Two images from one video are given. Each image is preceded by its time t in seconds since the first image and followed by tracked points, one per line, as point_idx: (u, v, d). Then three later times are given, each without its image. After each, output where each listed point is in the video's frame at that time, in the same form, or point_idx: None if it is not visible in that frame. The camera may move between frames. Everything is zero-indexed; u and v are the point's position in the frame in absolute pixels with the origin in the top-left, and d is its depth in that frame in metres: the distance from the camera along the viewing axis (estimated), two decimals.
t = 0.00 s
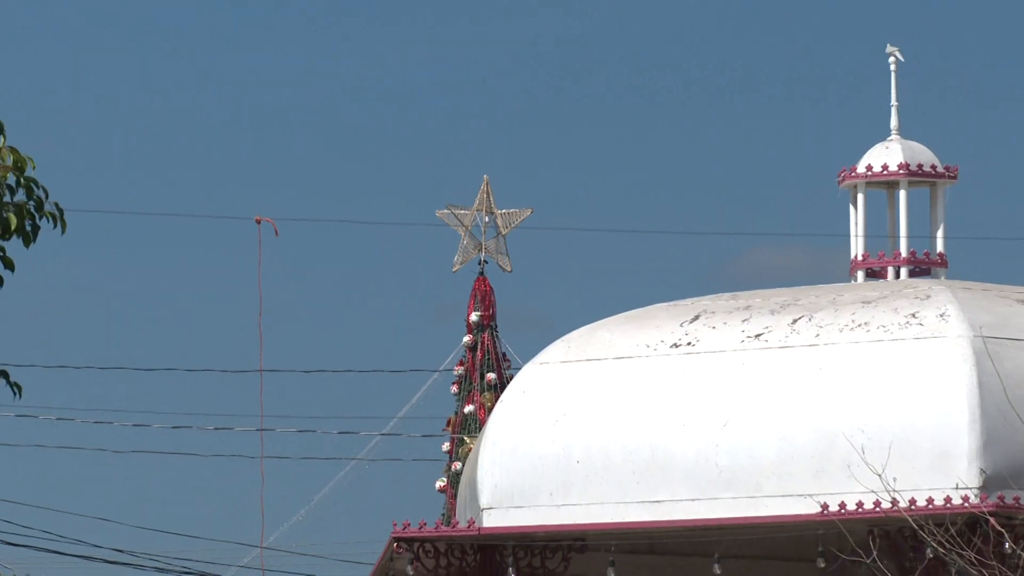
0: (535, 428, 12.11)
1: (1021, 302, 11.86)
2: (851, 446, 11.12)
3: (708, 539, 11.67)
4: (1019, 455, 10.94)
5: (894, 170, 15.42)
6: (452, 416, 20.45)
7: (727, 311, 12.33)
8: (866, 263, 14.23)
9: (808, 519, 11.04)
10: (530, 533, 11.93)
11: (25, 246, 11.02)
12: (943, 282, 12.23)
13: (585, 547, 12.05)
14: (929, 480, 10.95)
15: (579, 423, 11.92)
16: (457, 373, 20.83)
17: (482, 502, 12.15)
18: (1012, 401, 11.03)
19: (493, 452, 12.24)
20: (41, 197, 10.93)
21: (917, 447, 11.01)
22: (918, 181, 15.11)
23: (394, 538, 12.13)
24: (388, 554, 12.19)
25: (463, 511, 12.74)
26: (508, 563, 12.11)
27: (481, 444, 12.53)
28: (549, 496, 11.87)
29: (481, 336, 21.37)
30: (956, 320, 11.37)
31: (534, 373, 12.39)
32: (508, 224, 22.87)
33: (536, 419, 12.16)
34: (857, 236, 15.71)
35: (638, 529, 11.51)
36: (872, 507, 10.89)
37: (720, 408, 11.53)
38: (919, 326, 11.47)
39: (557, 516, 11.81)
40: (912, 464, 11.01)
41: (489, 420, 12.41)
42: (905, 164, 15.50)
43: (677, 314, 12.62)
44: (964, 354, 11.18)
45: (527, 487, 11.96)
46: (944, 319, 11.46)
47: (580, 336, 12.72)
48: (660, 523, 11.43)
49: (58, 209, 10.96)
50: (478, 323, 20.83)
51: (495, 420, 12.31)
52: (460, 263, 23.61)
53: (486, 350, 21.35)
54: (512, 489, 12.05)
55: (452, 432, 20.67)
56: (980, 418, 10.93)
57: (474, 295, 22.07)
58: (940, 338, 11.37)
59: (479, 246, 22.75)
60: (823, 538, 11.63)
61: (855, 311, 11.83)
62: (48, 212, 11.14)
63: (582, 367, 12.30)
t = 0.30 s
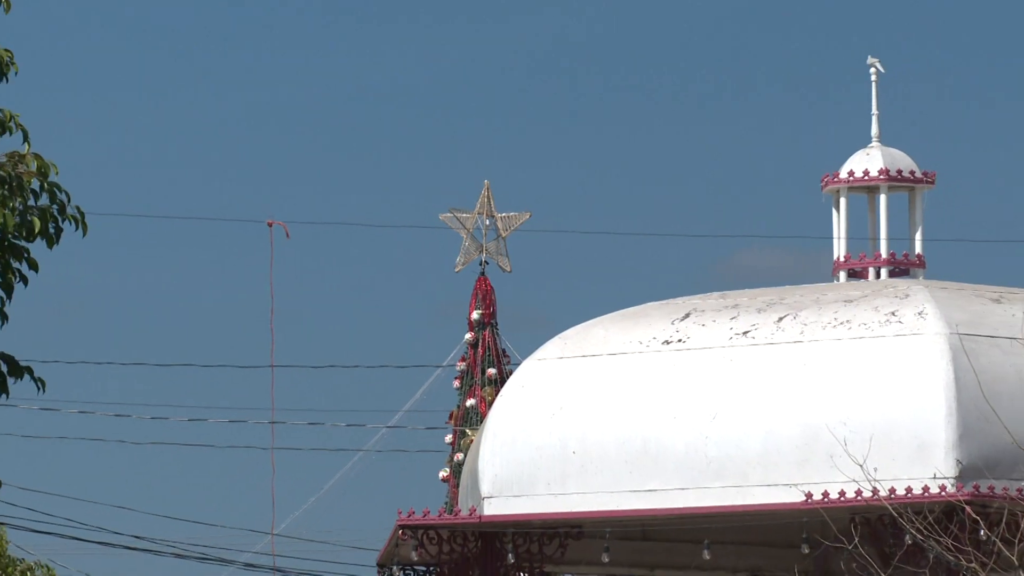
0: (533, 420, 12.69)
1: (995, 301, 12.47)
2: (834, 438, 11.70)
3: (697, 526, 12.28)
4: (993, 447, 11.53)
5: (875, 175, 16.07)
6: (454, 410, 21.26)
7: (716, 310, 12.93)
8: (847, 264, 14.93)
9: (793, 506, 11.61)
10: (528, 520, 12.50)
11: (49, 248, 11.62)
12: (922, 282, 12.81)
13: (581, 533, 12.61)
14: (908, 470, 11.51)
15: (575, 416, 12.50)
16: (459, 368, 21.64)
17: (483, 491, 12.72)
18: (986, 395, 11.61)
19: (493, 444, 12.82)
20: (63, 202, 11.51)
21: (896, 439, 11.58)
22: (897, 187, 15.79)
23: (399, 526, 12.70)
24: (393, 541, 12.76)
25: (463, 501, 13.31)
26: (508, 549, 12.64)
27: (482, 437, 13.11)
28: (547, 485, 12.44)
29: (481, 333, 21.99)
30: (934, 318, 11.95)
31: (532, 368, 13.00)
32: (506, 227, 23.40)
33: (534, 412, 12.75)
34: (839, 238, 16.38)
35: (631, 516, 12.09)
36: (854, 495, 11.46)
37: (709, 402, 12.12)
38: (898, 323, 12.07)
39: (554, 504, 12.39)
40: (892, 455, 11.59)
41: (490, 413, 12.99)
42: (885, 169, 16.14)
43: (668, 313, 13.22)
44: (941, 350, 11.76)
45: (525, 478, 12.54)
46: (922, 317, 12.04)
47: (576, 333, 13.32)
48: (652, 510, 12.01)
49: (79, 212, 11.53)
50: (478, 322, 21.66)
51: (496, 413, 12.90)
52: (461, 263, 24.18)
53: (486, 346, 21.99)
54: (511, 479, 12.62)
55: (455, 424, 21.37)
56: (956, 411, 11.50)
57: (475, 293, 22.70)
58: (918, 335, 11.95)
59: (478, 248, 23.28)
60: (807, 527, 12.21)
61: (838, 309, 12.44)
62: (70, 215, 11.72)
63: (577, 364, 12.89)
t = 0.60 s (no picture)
0: (531, 413, 13.29)
1: (971, 300, 13.07)
2: (817, 430, 12.30)
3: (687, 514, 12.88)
4: (968, 439, 12.13)
5: (856, 182, 16.73)
6: (457, 404, 21.95)
7: (705, 309, 13.55)
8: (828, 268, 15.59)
9: (778, 495, 12.20)
10: (526, 508, 13.11)
11: (70, 249, 12.21)
12: (901, 281, 13.41)
13: (576, 520, 13.20)
14: (888, 461, 12.09)
15: (571, 409, 13.10)
16: (460, 364, 22.31)
17: (483, 481, 13.30)
18: (962, 389, 12.21)
19: (492, 436, 13.43)
20: (83, 205, 12.07)
21: (877, 431, 12.17)
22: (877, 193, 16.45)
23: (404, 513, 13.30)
24: (397, 528, 13.36)
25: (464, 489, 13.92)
26: (507, 536, 13.28)
27: (482, 430, 13.72)
28: (543, 475, 13.04)
29: (481, 331, 22.57)
30: (912, 316, 12.54)
31: (531, 364, 13.60)
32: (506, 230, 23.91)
33: (532, 406, 13.36)
34: (823, 239, 17.06)
35: (624, 504, 12.68)
36: (836, 485, 12.04)
37: (699, 396, 12.72)
38: (878, 321, 12.66)
39: (550, 494, 12.99)
40: (872, 447, 12.17)
41: (490, 406, 13.60)
42: (865, 174, 16.80)
43: (660, 311, 13.82)
44: (919, 346, 12.34)
45: (524, 468, 13.14)
46: (901, 314, 12.63)
47: (572, 331, 13.94)
48: (643, 499, 12.60)
49: (98, 216, 12.10)
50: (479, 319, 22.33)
51: (496, 406, 13.50)
52: (461, 265, 24.75)
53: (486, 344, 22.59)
54: (510, 468, 13.22)
55: (456, 418, 22.02)
56: (933, 404, 12.08)
57: (475, 292, 23.27)
58: (897, 332, 12.54)
59: (478, 250, 23.81)
60: (794, 514, 12.81)
61: (821, 308, 13.05)
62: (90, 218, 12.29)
63: (573, 360, 13.50)
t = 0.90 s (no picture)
0: (530, 407, 13.92)
1: (949, 299, 13.70)
2: (802, 423, 12.92)
3: (679, 502, 13.49)
4: (946, 431, 12.75)
5: (839, 186, 17.37)
6: (460, 398, 22.57)
7: (696, 307, 14.17)
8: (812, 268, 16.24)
9: (765, 485, 12.82)
10: (525, 498, 13.73)
11: (90, 250, 12.82)
12: (883, 281, 14.02)
13: (573, 509, 13.83)
14: (869, 452, 12.71)
15: (568, 403, 13.73)
16: (463, 361, 22.93)
17: (484, 471, 13.91)
18: (940, 384, 12.83)
19: (493, 429, 14.05)
20: (102, 209, 12.70)
21: (859, 424, 12.79)
22: (860, 197, 17.09)
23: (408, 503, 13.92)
24: (403, 516, 13.98)
25: (466, 479, 14.55)
26: (507, 524, 13.92)
27: (483, 423, 14.34)
28: (541, 465, 13.67)
29: (482, 328, 23.11)
30: (893, 314, 13.17)
31: (529, 360, 14.23)
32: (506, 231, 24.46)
33: (530, 400, 13.98)
34: (808, 241, 17.68)
35: (618, 494, 13.30)
36: (820, 475, 12.66)
37: (690, 391, 13.34)
38: (861, 319, 13.28)
39: (548, 483, 13.61)
40: (855, 438, 12.80)
41: (490, 400, 14.22)
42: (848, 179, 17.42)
43: (652, 310, 14.44)
44: (899, 343, 12.96)
45: (523, 459, 13.75)
46: (882, 313, 13.25)
47: (568, 329, 14.57)
48: (637, 488, 13.22)
49: (117, 219, 12.74)
50: (480, 317, 22.97)
51: (496, 401, 14.13)
52: (463, 266, 25.32)
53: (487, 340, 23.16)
54: (510, 459, 13.84)
55: (458, 411, 22.65)
56: (913, 398, 12.70)
57: (476, 291, 23.88)
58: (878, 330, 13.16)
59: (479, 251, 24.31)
60: (781, 503, 13.43)
61: (806, 306, 13.67)
62: (110, 220, 12.91)
63: (569, 357, 14.12)
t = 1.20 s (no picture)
0: (529, 401, 14.56)
1: (928, 299, 14.33)
2: (789, 416, 13.56)
3: (672, 492, 14.13)
4: (926, 425, 13.39)
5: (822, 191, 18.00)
6: (462, 394, 23.21)
7: (688, 306, 14.81)
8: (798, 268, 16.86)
9: (754, 475, 13.46)
10: (525, 488, 14.36)
11: (110, 252, 13.44)
12: (866, 281, 14.65)
13: (571, 499, 14.47)
14: (853, 445, 13.35)
15: (565, 397, 14.36)
16: (464, 358, 23.57)
17: (485, 463, 14.55)
18: (920, 380, 13.47)
19: (494, 422, 14.68)
20: (121, 213, 13.34)
21: (843, 417, 13.43)
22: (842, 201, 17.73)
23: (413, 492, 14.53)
24: (408, 505, 14.61)
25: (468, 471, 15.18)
26: (508, 512, 14.55)
27: (484, 417, 14.98)
28: (540, 457, 14.30)
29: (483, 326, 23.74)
30: (875, 313, 13.81)
31: (528, 356, 14.86)
32: (506, 235, 25.04)
33: (530, 394, 14.62)
34: (794, 244, 18.29)
35: (614, 484, 13.94)
36: (806, 466, 13.30)
37: (682, 386, 13.98)
38: (844, 317, 13.91)
39: (547, 474, 14.24)
40: (839, 431, 13.44)
41: (491, 395, 14.86)
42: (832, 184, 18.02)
43: (645, 308, 15.08)
44: (881, 340, 13.60)
45: (522, 451, 14.39)
46: (864, 311, 13.89)
47: (566, 326, 15.20)
48: (631, 479, 13.86)
49: (135, 223, 13.37)
50: (482, 315, 23.61)
51: (496, 395, 14.76)
52: (465, 267, 25.89)
53: (488, 338, 23.82)
54: (510, 451, 14.48)
55: (460, 405, 23.30)
56: (894, 393, 13.34)
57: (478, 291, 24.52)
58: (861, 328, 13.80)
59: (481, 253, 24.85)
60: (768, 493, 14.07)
61: (792, 305, 14.31)
62: (129, 224, 13.53)
63: (566, 354, 14.76)
